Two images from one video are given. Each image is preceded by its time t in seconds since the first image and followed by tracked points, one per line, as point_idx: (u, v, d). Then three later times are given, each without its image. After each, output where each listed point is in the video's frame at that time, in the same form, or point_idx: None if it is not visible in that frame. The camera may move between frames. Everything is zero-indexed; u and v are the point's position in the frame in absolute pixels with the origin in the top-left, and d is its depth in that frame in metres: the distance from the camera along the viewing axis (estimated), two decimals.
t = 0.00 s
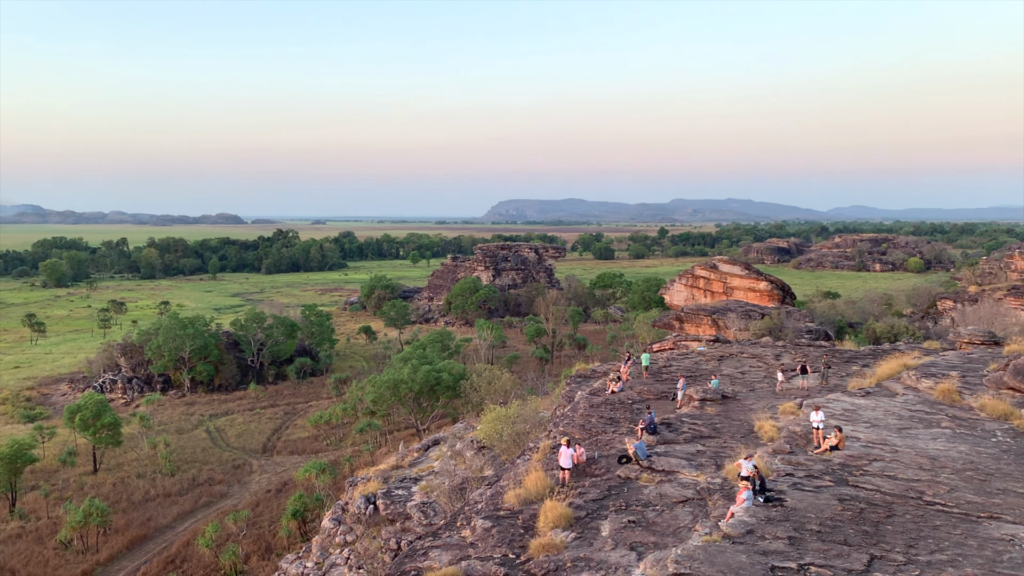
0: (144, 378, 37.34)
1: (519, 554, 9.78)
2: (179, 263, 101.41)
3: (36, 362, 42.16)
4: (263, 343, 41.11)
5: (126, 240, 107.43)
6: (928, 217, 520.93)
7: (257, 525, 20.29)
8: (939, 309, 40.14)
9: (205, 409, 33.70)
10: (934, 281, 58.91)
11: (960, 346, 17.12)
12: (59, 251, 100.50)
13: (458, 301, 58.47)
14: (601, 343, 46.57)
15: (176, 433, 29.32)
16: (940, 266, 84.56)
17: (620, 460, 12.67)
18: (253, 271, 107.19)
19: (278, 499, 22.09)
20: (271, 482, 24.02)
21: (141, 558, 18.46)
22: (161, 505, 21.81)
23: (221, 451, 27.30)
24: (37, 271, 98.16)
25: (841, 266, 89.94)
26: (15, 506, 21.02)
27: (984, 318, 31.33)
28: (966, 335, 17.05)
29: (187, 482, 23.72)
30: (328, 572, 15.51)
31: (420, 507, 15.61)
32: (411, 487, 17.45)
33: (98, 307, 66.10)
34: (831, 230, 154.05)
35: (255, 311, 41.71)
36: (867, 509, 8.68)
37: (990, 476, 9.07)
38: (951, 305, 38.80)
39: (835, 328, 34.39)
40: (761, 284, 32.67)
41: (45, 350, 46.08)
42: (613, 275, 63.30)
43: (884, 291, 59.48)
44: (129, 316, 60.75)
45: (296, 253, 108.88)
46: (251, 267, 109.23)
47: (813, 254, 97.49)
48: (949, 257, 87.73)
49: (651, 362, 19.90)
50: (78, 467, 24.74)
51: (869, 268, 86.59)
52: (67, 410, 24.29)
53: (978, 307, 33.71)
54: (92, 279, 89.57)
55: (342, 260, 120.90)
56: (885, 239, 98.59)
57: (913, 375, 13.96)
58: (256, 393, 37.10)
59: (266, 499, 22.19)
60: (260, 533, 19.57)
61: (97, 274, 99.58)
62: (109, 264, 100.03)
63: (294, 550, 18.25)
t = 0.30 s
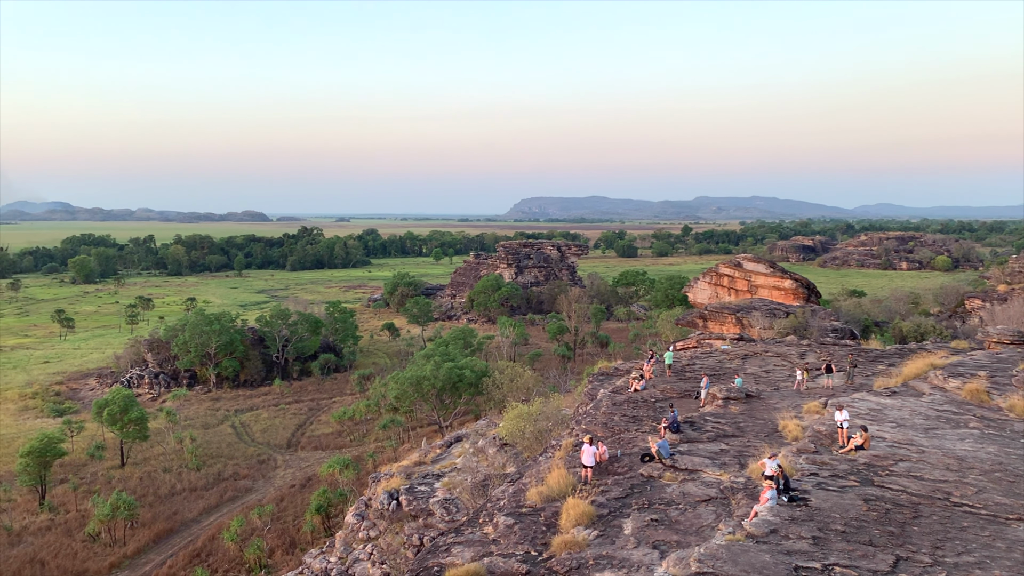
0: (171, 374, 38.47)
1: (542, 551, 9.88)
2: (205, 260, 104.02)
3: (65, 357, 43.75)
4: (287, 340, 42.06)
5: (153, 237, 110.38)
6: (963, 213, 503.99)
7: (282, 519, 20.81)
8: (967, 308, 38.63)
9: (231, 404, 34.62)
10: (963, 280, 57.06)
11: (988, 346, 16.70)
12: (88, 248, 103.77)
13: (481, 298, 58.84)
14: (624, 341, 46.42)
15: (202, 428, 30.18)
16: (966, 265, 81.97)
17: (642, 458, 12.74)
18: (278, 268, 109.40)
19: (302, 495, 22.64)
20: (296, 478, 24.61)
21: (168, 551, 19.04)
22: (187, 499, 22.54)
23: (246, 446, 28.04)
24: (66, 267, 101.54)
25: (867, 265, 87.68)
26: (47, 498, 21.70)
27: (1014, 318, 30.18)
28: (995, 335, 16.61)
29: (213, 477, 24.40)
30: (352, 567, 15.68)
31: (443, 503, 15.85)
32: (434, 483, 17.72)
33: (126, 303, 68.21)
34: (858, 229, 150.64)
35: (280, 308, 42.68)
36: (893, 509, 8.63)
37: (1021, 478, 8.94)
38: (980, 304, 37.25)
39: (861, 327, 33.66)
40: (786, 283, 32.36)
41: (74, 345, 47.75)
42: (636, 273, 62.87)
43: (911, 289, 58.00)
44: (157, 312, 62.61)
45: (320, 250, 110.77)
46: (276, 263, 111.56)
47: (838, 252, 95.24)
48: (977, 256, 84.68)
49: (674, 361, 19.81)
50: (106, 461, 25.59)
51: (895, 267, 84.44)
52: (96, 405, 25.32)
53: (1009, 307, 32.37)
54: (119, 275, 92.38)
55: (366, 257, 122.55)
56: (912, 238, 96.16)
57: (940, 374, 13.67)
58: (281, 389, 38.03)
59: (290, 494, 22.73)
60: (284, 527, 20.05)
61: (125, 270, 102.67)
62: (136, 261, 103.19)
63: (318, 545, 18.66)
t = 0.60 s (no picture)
0: (204, 368, 39.86)
1: (570, 548, 9.92)
2: (237, 256, 107.08)
3: (100, 351, 45.77)
4: (318, 335, 43.16)
5: (187, 233, 113.86)
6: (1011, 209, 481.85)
7: (312, 513, 21.41)
8: (1005, 308, 37.02)
9: (262, 399, 35.75)
10: (1003, 279, 54.77)
11: None
12: (123, 244, 107.87)
13: (509, 295, 59.12)
14: (653, 338, 46.08)
15: (234, 422, 31.24)
16: (1006, 263, 78.61)
17: (672, 456, 12.79)
18: (308, 264, 111.85)
19: (332, 489, 23.20)
20: (325, 472, 25.30)
21: (200, 543, 19.57)
22: (220, 491, 23.17)
23: (277, 440, 28.95)
24: (102, 262, 105.69)
25: (900, 262, 84.65)
26: (83, 489, 22.52)
27: None
28: None
29: (244, 470, 25.15)
30: (382, 560, 15.99)
31: (471, 499, 16.13)
32: (461, 479, 18.04)
33: (160, 298, 70.83)
34: (891, 226, 145.99)
35: (311, 303, 43.80)
36: (926, 511, 8.59)
37: None
38: (1020, 303, 35.77)
39: (893, 326, 32.79)
40: (817, 280, 32.07)
41: (109, 340, 49.87)
42: (665, 270, 62.19)
43: (946, 288, 55.92)
44: (190, 307, 64.83)
45: (350, 246, 112.89)
46: (307, 259, 114.14)
47: (870, 250, 92.26)
48: (1017, 253, 80.84)
49: (704, 359, 19.66)
50: (139, 454, 26.60)
51: (929, 265, 81.52)
52: (131, 398, 26.47)
53: None
54: (153, 271, 95.66)
55: (395, 253, 124.29)
56: (946, 236, 93.07)
57: (977, 374, 13.33)
58: (311, 384, 39.13)
59: (320, 487, 23.38)
60: (314, 521, 20.58)
61: (159, 266, 106.43)
62: (170, 257, 106.84)
63: (348, 538, 19.16)
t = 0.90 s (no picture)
0: (237, 361, 41.21)
1: (599, 545, 10.00)
2: (270, 251, 110.13)
3: (136, 345, 47.73)
4: (349, 329, 44.25)
5: (220, 229, 117.38)
6: None
7: (344, 506, 22.02)
8: None
9: (295, 392, 36.90)
10: None
11: None
12: (158, 239, 111.78)
13: (539, 291, 59.24)
14: (684, 335, 45.57)
15: (267, 416, 32.35)
16: None
17: (703, 454, 12.82)
18: (339, 260, 114.19)
19: (363, 482, 23.81)
20: (357, 466, 26.00)
21: (232, 535, 20.12)
22: (253, 484, 23.93)
23: (309, 433, 29.89)
24: (137, 257, 109.85)
25: (937, 259, 81.44)
26: (119, 481, 23.36)
27: None
28: None
29: (276, 463, 25.90)
30: (412, 553, 16.30)
31: (500, 494, 16.37)
32: (491, 475, 18.34)
33: (194, 293, 73.39)
34: (930, 222, 140.66)
35: (343, 299, 44.88)
36: (963, 512, 8.54)
37: None
38: None
39: (930, 323, 31.71)
40: (852, 277, 30.99)
41: (145, 333, 52.10)
42: (697, 265, 61.30)
43: (988, 284, 53.68)
44: (223, 302, 66.98)
45: (381, 242, 114.78)
46: (339, 255, 116.57)
47: (906, 246, 88.93)
48: None
49: (737, 356, 19.44)
50: (173, 447, 27.60)
51: (967, 261, 78.15)
52: (166, 391, 27.63)
53: None
54: (188, 266, 99.11)
55: (425, 249, 125.76)
56: (985, 232, 89.47)
57: (1019, 372, 12.96)
58: (342, 378, 40.24)
59: (351, 481, 24.03)
60: (345, 514, 21.13)
61: (194, 260, 109.95)
62: (204, 252, 110.42)
63: (378, 532, 19.65)
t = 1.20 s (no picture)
0: (265, 356, 42.35)
1: (625, 542, 10.09)
2: (298, 247, 112.64)
3: (166, 340, 49.38)
4: (376, 325, 45.03)
5: (249, 226, 120.29)
6: None
7: (370, 500, 22.53)
8: None
9: (322, 387, 37.87)
10: None
11: None
12: (189, 236, 115.11)
13: (565, 287, 59.15)
14: (712, 333, 45.06)
15: (294, 410, 33.26)
16: None
17: (730, 452, 12.82)
18: (366, 255, 116.10)
19: (389, 477, 24.38)
20: (383, 461, 26.58)
21: (260, 528, 20.57)
22: (280, 478, 24.56)
23: (336, 428, 30.66)
24: (167, 253, 113.33)
25: (970, 256, 78.78)
26: (149, 474, 23.99)
27: None
28: None
29: (303, 458, 26.58)
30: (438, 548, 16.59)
31: (526, 491, 16.59)
32: (517, 471, 18.59)
33: (223, 289, 75.47)
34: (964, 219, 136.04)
35: (370, 294, 45.61)
36: (996, 513, 8.52)
37: None
38: None
39: (962, 322, 30.72)
40: (882, 275, 30.01)
41: (174, 328, 53.94)
42: (725, 262, 60.42)
43: None
44: (252, 297, 68.79)
45: (408, 238, 116.15)
46: (365, 251, 118.43)
47: (938, 243, 86.13)
48: None
49: (764, 354, 19.24)
50: (202, 441, 28.44)
51: (1001, 259, 75.31)
52: (197, 385, 28.70)
53: None
54: (217, 261, 101.95)
55: (452, 245, 126.71)
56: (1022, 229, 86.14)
57: None
58: (369, 373, 41.09)
59: (378, 476, 24.59)
60: (371, 509, 21.57)
61: (223, 256, 112.87)
62: (233, 248, 113.43)
63: (404, 526, 20.05)
